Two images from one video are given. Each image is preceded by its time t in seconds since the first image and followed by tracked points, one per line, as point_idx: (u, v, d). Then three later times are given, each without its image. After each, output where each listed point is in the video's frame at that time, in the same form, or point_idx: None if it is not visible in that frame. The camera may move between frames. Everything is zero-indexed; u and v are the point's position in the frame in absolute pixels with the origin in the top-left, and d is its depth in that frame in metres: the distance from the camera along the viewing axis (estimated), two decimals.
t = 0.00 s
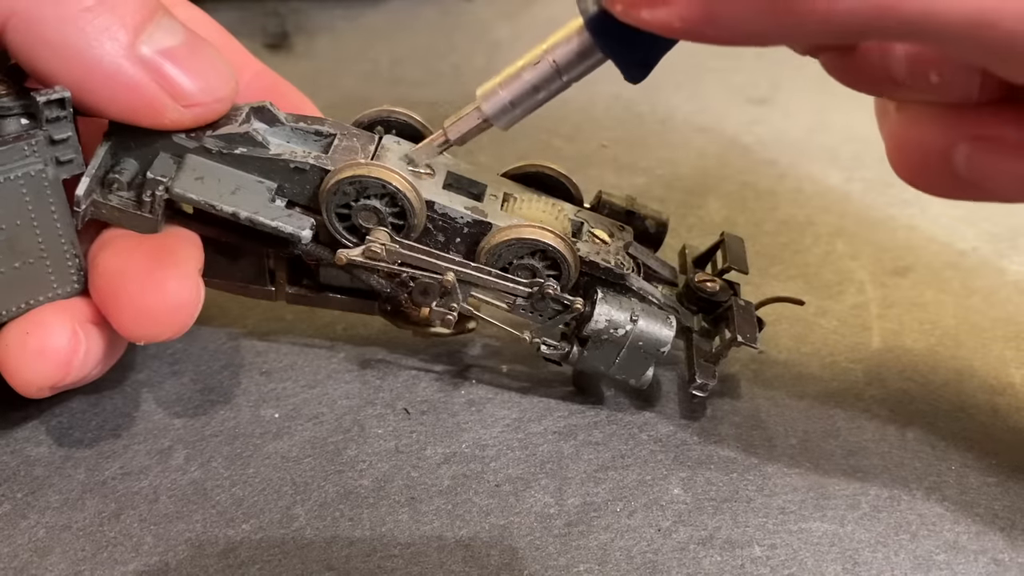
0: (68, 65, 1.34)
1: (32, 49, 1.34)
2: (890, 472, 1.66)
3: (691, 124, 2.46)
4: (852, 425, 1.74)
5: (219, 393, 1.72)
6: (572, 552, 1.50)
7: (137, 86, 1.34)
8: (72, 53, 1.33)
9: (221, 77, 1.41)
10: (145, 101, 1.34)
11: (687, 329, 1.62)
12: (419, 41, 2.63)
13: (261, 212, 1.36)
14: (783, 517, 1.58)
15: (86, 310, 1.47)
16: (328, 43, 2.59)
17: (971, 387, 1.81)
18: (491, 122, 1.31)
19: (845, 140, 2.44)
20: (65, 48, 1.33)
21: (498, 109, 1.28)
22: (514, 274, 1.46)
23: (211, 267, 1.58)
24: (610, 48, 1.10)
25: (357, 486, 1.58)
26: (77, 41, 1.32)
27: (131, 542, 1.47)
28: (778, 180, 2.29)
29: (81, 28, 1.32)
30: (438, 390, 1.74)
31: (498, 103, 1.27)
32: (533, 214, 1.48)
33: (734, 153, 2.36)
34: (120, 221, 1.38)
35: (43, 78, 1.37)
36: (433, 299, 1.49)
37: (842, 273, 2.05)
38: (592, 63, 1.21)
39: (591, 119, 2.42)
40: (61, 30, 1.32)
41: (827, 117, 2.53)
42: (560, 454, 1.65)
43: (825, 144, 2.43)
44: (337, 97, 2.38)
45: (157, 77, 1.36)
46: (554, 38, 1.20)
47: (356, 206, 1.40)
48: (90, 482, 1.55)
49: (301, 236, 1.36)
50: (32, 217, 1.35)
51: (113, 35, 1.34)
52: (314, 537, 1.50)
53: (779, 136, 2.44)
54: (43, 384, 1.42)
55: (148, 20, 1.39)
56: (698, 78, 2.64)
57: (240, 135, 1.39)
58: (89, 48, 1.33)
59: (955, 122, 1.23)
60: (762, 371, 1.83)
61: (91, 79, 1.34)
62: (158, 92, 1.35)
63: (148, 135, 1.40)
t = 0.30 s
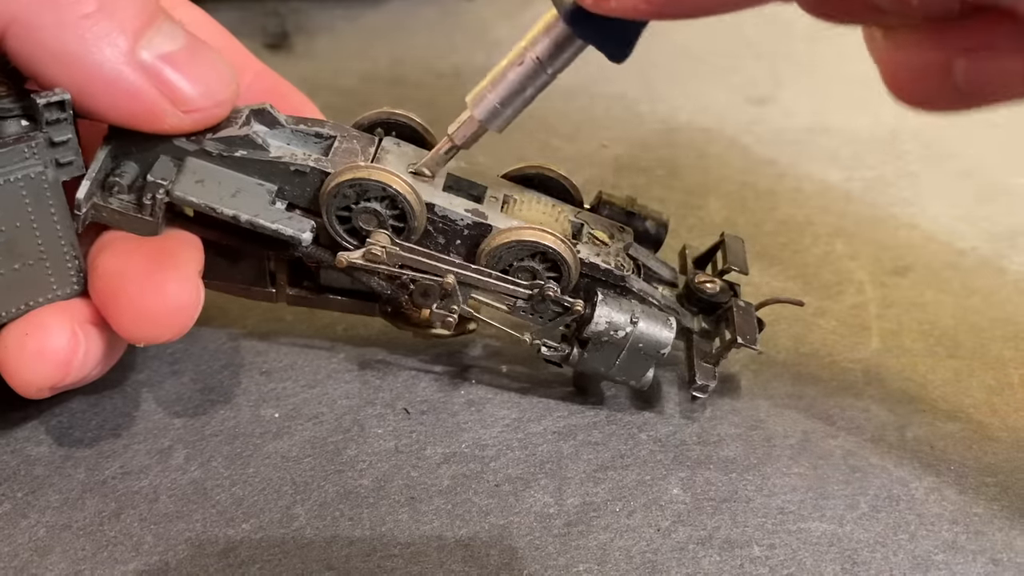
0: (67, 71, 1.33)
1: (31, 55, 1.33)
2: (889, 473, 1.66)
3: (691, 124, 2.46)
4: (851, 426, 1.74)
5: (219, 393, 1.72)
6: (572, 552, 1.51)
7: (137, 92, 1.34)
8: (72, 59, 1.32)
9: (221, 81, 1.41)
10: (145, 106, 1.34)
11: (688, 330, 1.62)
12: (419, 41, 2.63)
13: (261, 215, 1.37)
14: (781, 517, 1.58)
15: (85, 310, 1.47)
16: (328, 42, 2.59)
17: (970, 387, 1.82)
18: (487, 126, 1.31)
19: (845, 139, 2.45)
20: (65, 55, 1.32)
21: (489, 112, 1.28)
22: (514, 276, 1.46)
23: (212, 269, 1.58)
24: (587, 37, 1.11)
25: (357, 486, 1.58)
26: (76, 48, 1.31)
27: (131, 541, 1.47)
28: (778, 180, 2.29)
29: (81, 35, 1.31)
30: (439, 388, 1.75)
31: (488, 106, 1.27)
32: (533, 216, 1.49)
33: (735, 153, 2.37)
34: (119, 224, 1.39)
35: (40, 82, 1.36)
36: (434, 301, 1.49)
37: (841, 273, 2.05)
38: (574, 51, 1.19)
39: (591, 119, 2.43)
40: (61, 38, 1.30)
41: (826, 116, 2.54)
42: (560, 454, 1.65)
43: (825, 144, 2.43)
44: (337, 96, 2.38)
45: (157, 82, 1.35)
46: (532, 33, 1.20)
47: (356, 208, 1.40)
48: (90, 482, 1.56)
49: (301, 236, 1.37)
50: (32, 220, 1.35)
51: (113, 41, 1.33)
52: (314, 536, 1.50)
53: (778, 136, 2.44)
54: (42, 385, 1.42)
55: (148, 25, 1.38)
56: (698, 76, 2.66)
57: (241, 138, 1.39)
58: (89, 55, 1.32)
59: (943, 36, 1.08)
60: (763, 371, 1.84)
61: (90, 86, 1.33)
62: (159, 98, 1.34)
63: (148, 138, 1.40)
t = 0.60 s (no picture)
0: (69, 92, 1.32)
1: (34, 77, 1.32)
2: (890, 477, 1.66)
3: (691, 126, 2.46)
4: (851, 430, 1.74)
5: (219, 398, 1.72)
6: (572, 557, 1.50)
7: (141, 109, 1.33)
8: (75, 79, 1.31)
9: (223, 98, 1.41)
10: (149, 122, 1.33)
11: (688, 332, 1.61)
12: (419, 43, 2.63)
13: (257, 227, 1.36)
14: (782, 521, 1.58)
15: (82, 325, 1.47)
16: (328, 44, 2.59)
17: (971, 391, 1.82)
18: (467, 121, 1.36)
19: (845, 141, 2.45)
20: (68, 76, 1.31)
21: (465, 104, 1.33)
22: (511, 282, 1.46)
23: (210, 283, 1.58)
24: None
25: (357, 491, 1.57)
26: (78, 68, 1.31)
27: (130, 546, 1.47)
28: (778, 183, 2.29)
29: (83, 55, 1.30)
30: (439, 392, 1.75)
31: (463, 99, 1.32)
32: (529, 221, 1.48)
33: (736, 155, 2.36)
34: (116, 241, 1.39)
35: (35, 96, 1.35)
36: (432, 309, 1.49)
37: (842, 276, 2.05)
38: (531, 29, 1.27)
39: (591, 121, 2.42)
40: (62, 59, 1.30)
41: (826, 118, 2.54)
42: (560, 458, 1.65)
43: (825, 146, 2.43)
44: (336, 98, 2.37)
45: (160, 99, 1.35)
46: (491, 22, 1.28)
47: (352, 217, 1.40)
48: (90, 486, 1.55)
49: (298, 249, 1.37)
50: (27, 232, 1.35)
51: (114, 61, 1.33)
52: (314, 541, 1.49)
53: (779, 138, 2.44)
54: (42, 399, 1.42)
55: (149, 43, 1.37)
56: (698, 77, 2.66)
57: (235, 151, 1.39)
58: (91, 74, 1.31)
59: None
60: (763, 375, 1.83)
61: (93, 105, 1.33)
62: (162, 114, 1.34)
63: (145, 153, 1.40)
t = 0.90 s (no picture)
0: (68, 100, 1.31)
1: (34, 86, 1.31)
2: (889, 476, 1.66)
3: (690, 126, 2.46)
4: (850, 429, 1.74)
5: (219, 398, 1.72)
6: (572, 556, 1.51)
7: (139, 117, 1.33)
8: (74, 88, 1.30)
9: (219, 105, 1.41)
10: (147, 130, 1.34)
11: (686, 332, 1.62)
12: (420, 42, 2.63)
13: (255, 235, 1.38)
14: (781, 520, 1.58)
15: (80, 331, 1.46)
16: (328, 44, 2.59)
17: (969, 391, 1.82)
18: (431, 119, 1.36)
19: (844, 141, 2.46)
20: (66, 85, 1.30)
21: (421, 101, 1.33)
22: (508, 285, 1.46)
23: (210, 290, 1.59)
24: None
25: (357, 490, 1.58)
26: (77, 77, 1.30)
27: (131, 545, 1.47)
28: (778, 183, 2.29)
29: (81, 64, 1.29)
30: (438, 392, 1.75)
31: (417, 97, 1.33)
32: (522, 225, 1.49)
33: (735, 155, 2.37)
34: (115, 250, 1.40)
35: (34, 105, 1.34)
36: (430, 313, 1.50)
37: (841, 276, 2.05)
38: (459, 18, 1.28)
39: (591, 122, 2.43)
40: (62, 68, 1.29)
41: (825, 118, 2.55)
42: (560, 458, 1.65)
43: (825, 146, 2.44)
44: (336, 98, 2.37)
45: (159, 107, 1.35)
46: (421, 19, 1.29)
47: (348, 223, 1.40)
48: (90, 485, 1.55)
49: (297, 255, 1.39)
50: (25, 240, 1.36)
51: (112, 69, 1.32)
52: (314, 540, 1.50)
53: (778, 138, 2.45)
54: (41, 405, 1.42)
55: (146, 52, 1.37)
56: (698, 77, 2.66)
57: (230, 159, 1.41)
58: (90, 83, 1.30)
59: None
60: (762, 375, 1.84)
61: (92, 114, 1.32)
62: (160, 122, 1.34)
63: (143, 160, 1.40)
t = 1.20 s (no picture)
0: (71, 101, 1.31)
1: (38, 88, 1.30)
2: (889, 477, 1.67)
3: (690, 126, 2.46)
4: (850, 430, 1.75)
5: (220, 399, 1.72)
6: (572, 557, 1.51)
7: (143, 119, 1.33)
8: (78, 90, 1.30)
9: (222, 106, 1.42)
10: (151, 132, 1.34)
11: (687, 330, 1.62)
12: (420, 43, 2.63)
13: (257, 237, 1.38)
14: (782, 521, 1.58)
15: (81, 334, 1.46)
16: (328, 45, 2.60)
17: (969, 391, 1.82)
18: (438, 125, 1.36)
19: (844, 142, 2.46)
20: (71, 86, 1.29)
21: (426, 110, 1.33)
22: (511, 285, 1.46)
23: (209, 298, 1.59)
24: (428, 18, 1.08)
25: (358, 491, 1.58)
26: (82, 78, 1.29)
27: (132, 546, 1.47)
28: (778, 184, 2.30)
29: (86, 65, 1.29)
30: (439, 394, 1.75)
31: (422, 105, 1.33)
32: (524, 226, 1.49)
33: (735, 156, 2.37)
34: (116, 254, 1.41)
35: (36, 108, 1.33)
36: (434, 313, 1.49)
37: (841, 277, 2.05)
38: (469, 27, 1.26)
39: (591, 122, 2.43)
40: (66, 69, 1.28)
41: (825, 118, 2.55)
42: (560, 459, 1.66)
43: (824, 146, 2.44)
44: (337, 99, 2.38)
45: (163, 109, 1.34)
46: (431, 25, 1.28)
47: (350, 224, 1.40)
48: (91, 486, 1.56)
49: (299, 257, 1.39)
50: (26, 242, 1.36)
51: (117, 71, 1.31)
52: (315, 541, 1.50)
53: (778, 138, 2.45)
54: (42, 408, 1.42)
55: (149, 55, 1.36)
56: (698, 78, 2.67)
57: (231, 163, 1.42)
58: (94, 84, 1.30)
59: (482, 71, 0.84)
60: (763, 375, 1.84)
61: (96, 115, 1.32)
62: (164, 123, 1.34)
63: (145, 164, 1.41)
